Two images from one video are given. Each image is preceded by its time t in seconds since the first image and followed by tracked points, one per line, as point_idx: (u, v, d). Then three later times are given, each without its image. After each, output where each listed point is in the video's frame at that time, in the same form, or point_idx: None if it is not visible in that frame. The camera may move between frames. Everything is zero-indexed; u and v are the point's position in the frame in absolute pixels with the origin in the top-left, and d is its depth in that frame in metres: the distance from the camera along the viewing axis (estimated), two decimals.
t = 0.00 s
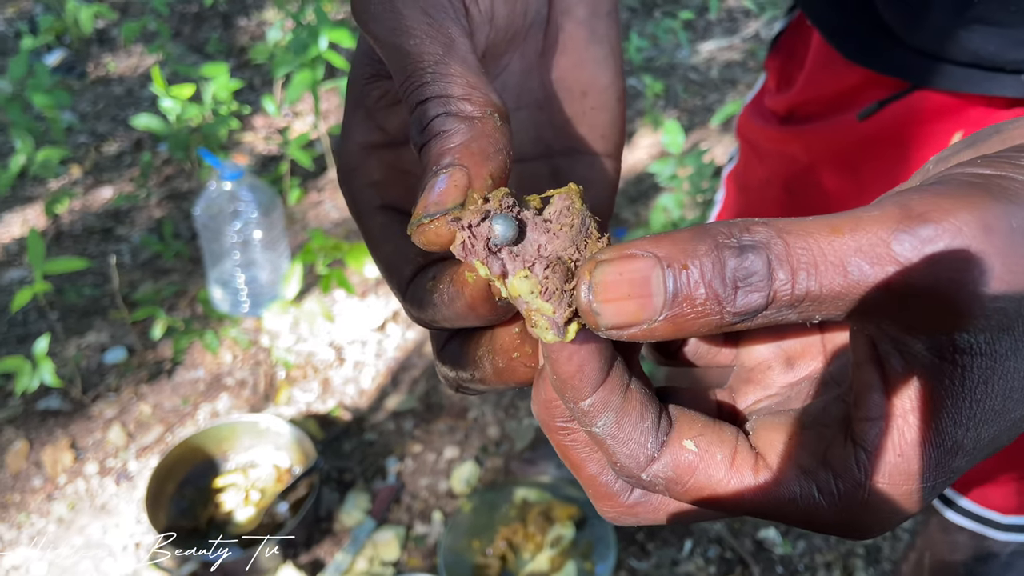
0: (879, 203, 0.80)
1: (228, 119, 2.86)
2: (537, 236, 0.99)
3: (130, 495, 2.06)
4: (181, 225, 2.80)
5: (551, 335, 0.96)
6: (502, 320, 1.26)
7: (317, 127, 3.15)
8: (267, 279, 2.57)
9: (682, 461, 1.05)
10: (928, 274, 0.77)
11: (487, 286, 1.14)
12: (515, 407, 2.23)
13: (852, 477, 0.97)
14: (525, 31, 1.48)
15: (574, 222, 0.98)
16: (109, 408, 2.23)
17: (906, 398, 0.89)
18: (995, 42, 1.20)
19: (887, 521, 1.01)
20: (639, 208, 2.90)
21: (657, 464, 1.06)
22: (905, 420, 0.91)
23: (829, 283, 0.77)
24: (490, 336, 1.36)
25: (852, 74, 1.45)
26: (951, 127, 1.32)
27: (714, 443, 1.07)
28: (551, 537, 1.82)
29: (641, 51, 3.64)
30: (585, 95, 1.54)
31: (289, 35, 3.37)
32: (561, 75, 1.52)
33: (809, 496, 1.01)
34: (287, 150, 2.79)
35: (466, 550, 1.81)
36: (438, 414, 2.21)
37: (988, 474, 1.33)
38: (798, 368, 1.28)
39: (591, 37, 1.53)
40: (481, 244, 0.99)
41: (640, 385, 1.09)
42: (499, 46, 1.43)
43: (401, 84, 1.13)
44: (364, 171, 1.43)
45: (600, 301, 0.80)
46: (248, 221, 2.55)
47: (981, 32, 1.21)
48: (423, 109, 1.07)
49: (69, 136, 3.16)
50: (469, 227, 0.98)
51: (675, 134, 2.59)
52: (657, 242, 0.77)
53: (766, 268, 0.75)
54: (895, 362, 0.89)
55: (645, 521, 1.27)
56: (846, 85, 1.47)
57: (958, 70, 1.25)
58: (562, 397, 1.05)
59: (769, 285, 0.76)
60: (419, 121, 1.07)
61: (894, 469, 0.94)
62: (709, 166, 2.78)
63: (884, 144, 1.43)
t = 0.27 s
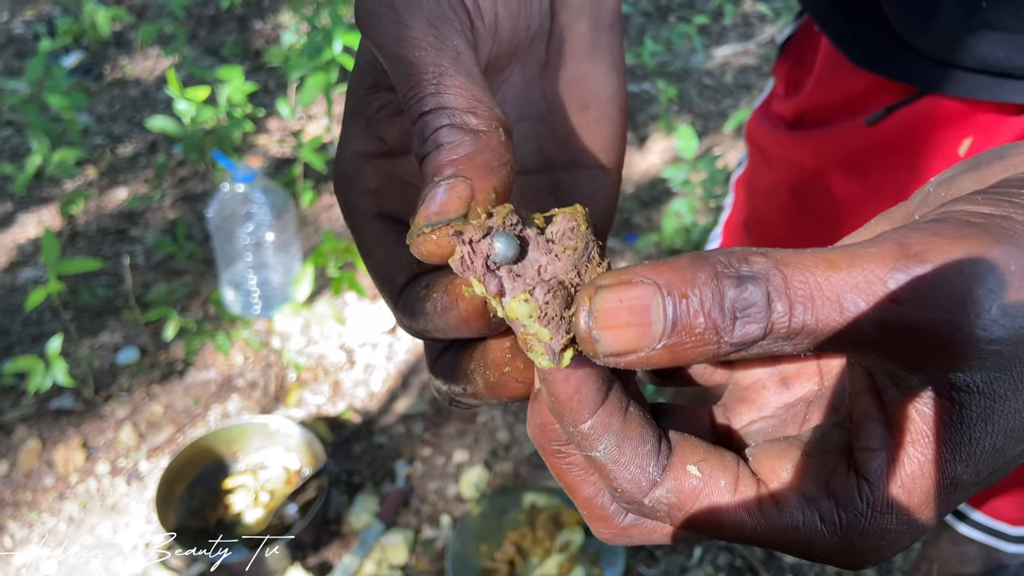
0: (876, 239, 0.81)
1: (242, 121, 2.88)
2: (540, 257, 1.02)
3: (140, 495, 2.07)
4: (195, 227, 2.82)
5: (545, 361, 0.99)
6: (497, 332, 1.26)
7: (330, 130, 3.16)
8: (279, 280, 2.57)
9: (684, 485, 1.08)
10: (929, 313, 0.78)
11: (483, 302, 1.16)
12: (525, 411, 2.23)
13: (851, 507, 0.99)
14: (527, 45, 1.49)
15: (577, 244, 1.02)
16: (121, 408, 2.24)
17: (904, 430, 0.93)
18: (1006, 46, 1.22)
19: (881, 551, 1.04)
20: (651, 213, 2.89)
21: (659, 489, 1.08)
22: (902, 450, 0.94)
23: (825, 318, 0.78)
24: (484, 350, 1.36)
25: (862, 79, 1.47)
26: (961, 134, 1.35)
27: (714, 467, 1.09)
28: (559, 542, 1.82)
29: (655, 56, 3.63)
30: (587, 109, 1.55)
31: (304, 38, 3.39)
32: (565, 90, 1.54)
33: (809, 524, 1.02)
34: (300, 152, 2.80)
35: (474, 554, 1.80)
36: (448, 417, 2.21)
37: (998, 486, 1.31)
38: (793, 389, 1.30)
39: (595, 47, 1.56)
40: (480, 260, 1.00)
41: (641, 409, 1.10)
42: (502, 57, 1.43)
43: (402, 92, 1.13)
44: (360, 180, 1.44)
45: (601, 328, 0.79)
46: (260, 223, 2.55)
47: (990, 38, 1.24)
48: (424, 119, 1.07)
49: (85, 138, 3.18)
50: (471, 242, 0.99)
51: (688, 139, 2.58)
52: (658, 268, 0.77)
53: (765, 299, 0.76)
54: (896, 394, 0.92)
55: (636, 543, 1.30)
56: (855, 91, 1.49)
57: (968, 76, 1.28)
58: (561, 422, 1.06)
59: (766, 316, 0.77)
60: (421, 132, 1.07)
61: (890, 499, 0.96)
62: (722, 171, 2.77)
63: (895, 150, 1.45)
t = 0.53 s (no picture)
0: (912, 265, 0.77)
1: (252, 125, 2.89)
2: (564, 291, 1.03)
3: (149, 497, 2.07)
4: (204, 230, 2.83)
5: (585, 399, 0.97)
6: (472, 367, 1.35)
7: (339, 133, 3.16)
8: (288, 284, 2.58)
9: (707, 496, 1.11)
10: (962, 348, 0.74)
11: (456, 333, 1.23)
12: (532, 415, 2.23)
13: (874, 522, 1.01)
14: (550, 67, 1.52)
15: (603, 274, 1.03)
16: (130, 410, 2.25)
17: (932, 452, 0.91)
18: (1011, 49, 1.22)
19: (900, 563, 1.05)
20: (659, 217, 2.89)
21: (683, 500, 1.12)
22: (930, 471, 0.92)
23: (874, 352, 0.74)
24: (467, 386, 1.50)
25: (868, 82, 1.47)
26: (967, 137, 1.35)
27: (735, 478, 1.13)
28: (566, 546, 1.81)
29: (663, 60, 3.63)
30: (606, 130, 1.60)
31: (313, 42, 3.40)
32: (588, 110, 1.58)
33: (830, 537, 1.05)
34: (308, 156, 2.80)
35: (481, 558, 1.80)
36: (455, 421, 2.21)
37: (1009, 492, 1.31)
38: (813, 394, 1.25)
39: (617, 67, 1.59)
40: (509, 301, 1.02)
41: (667, 420, 1.13)
42: (528, 78, 1.46)
43: (433, 120, 1.11)
44: (371, 198, 1.43)
45: (634, 363, 0.80)
46: (269, 225, 2.54)
47: (995, 41, 1.24)
48: (453, 150, 1.05)
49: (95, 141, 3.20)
50: (497, 284, 1.01)
51: (696, 143, 2.58)
52: (691, 299, 0.77)
53: (805, 333, 0.74)
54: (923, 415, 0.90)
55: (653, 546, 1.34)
56: (859, 95, 1.50)
57: (974, 79, 1.28)
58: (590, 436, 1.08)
59: (807, 348, 0.75)
60: (449, 162, 1.05)
61: (915, 516, 0.96)
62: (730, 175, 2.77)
63: (901, 152, 1.45)
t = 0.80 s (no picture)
0: (977, 248, 0.76)
1: (255, 128, 2.89)
2: (608, 288, 1.01)
3: (150, 499, 2.07)
4: (206, 232, 2.83)
5: (645, 398, 0.96)
6: (534, 378, 1.34)
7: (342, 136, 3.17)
8: (289, 286, 2.60)
9: (762, 492, 1.08)
10: None
11: (519, 346, 1.23)
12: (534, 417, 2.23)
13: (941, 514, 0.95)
14: (603, 65, 1.47)
15: (649, 269, 1.00)
16: (131, 411, 2.25)
17: (1000, 435, 0.88)
18: (1008, 50, 1.23)
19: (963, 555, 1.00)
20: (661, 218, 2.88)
21: (738, 497, 1.09)
22: (994, 455, 0.89)
23: (944, 337, 0.73)
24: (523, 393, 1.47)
25: (867, 81, 1.47)
26: (966, 135, 1.34)
27: (790, 472, 1.09)
28: (567, 548, 1.80)
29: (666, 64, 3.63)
30: (658, 133, 1.57)
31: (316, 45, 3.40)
32: (636, 114, 1.54)
33: (891, 530, 1.01)
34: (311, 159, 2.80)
35: (482, 560, 1.79)
36: (457, 423, 2.21)
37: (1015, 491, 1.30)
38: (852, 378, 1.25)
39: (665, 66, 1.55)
40: (548, 313, 1.01)
41: (721, 417, 1.11)
42: (578, 76, 1.42)
43: (472, 125, 1.12)
44: (425, 204, 1.42)
45: (690, 357, 0.80)
46: (271, 228, 2.54)
47: (995, 42, 1.24)
48: (492, 158, 1.05)
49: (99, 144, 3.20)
50: (534, 300, 1.01)
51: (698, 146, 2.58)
52: (749, 290, 0.77)
53: (871, 321, 0.73)
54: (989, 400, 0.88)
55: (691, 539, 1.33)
56: (858, 94, 1.50)
57: (971, 79, 1.28)
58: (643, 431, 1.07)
59: (872, 337, 0.73)
60: (488, 171, 1.04)
61: (983, 503, 0.91)
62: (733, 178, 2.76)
63: (899, 150, 1.45)
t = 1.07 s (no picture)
0: (993, 232, 0.77)
1: (256, 130, 2.89)
2: (628, 273, 0.99)
3: (150, 500, 2.08)
4: (207, 234, 2.83)
5: (663, 383, 0.93)
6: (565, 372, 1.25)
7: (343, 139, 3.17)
8: (290, 287, 2.59)
9: (784, 477, 1.06)
10: None
11: (551, 340, 1.16)
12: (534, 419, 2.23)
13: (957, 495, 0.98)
14: (627, 63, 1.45)
15: (672, 254, 0.98)
16: (132, 413, 2.25)
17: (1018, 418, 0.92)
18: (1003, 47, 1.23)
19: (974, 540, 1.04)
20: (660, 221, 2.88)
21: (761, 482, 1.06)
22: (1013, 438, 0.93)
23: (963, 318, 0.74)
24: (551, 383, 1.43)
25: (862, 81, 1.48)
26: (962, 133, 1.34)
27: (815, 458, 1.08)
28: (566, 550, 1.80)
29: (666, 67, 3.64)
30: (683, 128, 1.52)
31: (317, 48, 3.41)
32: (660, 110, 1.51)
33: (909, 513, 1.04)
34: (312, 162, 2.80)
35: (481, 561, 1.79)
36: (457, 424, 2.21)
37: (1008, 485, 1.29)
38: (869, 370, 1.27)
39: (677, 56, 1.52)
40: (567, 302, 0.98)
41: (740, 402, 1.07)
42: (605, 76, 1.41)
43: (496, 122, 1.10)
44: (449, 203, 1.38)
45: (712, 343, 0.79)
46: (271, 230, 2.55)
47: (987, 41, 1.25)
48: (517, 155, 1.04)
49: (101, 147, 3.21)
50: (555, 290, 0.98)
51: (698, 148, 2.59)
52: (769, 274, 0.76)
53: (891, 304, 0.73)
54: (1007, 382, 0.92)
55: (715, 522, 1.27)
56: (855, 92, 1.50)
57: (963, 77, 1.29)
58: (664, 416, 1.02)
59: (892, 319, 0.73)
60: (514, 169, 1.03)
61: (1003, 487, 0.95)
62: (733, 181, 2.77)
63: (893, 150, 1.46)
